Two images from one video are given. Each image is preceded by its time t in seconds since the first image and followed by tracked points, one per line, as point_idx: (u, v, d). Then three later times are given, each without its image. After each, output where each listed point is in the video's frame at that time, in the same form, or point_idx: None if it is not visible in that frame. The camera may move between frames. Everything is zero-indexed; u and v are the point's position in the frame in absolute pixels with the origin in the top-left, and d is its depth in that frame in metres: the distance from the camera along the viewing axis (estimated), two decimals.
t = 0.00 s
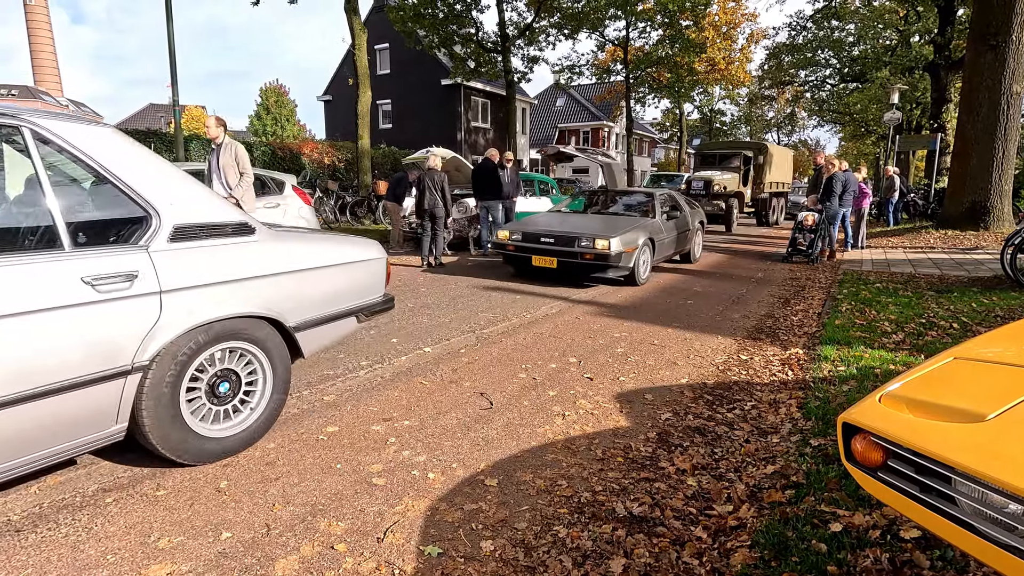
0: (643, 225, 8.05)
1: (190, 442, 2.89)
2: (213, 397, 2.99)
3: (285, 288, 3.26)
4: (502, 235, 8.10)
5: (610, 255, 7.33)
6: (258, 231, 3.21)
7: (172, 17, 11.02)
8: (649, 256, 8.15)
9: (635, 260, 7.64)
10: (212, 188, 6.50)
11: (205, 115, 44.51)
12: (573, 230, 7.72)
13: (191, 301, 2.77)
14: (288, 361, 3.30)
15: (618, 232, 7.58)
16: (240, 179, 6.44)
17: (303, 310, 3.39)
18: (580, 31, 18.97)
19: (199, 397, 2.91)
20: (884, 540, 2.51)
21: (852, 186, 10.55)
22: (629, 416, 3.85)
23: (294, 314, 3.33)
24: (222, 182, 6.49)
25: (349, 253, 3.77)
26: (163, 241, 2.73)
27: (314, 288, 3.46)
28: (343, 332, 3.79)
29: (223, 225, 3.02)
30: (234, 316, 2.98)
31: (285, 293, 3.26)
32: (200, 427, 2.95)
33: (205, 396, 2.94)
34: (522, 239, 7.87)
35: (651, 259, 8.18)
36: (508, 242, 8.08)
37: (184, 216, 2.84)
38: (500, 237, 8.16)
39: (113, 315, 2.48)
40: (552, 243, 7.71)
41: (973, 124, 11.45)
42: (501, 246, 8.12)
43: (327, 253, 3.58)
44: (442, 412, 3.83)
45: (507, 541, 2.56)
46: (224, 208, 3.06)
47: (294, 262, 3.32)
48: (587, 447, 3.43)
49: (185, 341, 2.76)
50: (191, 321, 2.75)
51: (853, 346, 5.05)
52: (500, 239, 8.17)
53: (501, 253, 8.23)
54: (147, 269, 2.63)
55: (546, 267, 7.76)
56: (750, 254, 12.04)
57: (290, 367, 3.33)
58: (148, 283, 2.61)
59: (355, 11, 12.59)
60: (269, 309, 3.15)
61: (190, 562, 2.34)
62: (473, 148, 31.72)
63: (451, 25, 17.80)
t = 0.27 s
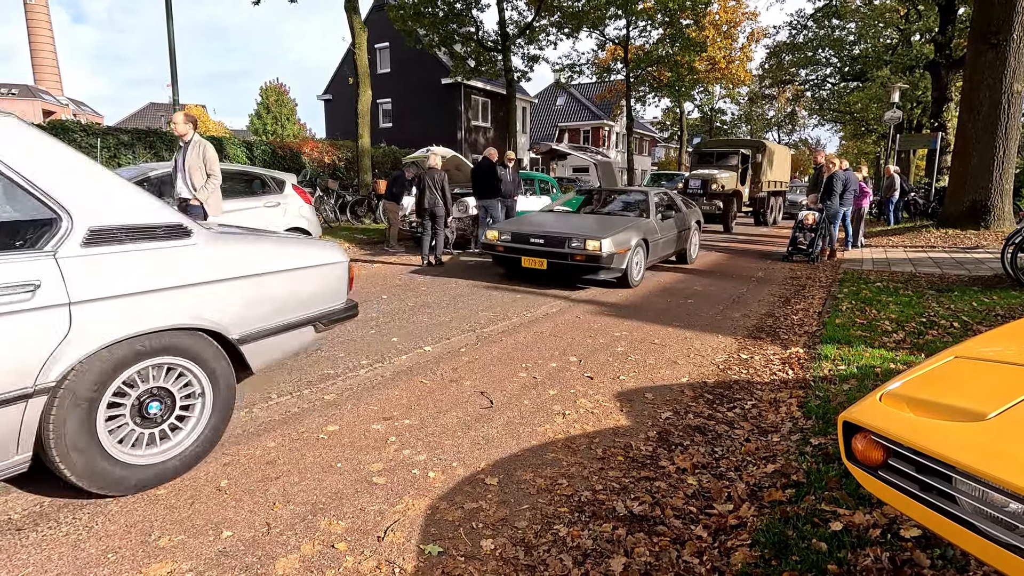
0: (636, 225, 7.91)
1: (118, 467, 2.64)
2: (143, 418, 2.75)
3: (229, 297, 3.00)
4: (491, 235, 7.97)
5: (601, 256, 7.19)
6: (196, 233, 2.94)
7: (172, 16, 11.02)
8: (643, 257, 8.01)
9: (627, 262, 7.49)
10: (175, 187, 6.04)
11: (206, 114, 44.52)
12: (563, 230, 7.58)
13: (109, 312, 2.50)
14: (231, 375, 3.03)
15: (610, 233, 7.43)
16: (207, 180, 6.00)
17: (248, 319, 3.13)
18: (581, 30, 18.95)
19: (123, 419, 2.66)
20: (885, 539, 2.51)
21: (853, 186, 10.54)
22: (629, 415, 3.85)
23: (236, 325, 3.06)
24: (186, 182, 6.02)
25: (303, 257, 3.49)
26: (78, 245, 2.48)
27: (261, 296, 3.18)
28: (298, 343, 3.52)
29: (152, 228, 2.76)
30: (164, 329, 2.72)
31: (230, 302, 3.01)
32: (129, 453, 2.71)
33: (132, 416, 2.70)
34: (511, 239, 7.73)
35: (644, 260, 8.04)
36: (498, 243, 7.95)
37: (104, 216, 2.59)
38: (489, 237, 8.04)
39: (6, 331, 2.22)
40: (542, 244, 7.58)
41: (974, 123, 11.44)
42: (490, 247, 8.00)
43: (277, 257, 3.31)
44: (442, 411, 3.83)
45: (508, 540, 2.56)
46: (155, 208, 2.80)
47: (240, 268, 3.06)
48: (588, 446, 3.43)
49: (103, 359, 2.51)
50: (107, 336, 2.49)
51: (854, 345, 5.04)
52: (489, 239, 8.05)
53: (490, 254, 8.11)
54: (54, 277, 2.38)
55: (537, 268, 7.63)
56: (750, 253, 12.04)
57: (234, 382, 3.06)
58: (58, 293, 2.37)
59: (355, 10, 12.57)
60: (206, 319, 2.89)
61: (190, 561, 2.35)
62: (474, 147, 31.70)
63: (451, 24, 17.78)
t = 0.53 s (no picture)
0: (630, 226, 7.77)
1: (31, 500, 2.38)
2: (62, 445, 2.48)
3: (166, 307, 2.78)
4: (481, 235, 7.85)
5: (593, 257, 7.05)
6: (124, 237, 2.71)
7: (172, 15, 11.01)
8: (637, 258, 7.88)
9: (620, 263, 7.36)
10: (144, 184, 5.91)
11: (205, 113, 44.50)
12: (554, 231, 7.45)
13: (12, 331, 2.25)
14: (166, 393, 2.79)
15: (602, 233, 7.29)
16: (175, 174, 5.87)
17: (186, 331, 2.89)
18: (580, 29, 18.94)
19: (34, 448, 2.39)
20: (885, 538, 2.51)
21: (853, 186, 10.53)
22: (629, 414, 3.85)
23: (173, 339, 2.84)
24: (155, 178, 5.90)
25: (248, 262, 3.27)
26: None
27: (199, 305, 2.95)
28: (248, 356, 3.29)
29: (69, 231, 2.54)
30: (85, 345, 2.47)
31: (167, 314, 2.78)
32: (45, 484, 2.45)
33: (46, 445, 2.43)
34: (500, 240, 7.62)
35: (639, 261, 7.90)
36: (488, 243, 7.84)
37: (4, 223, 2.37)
38: (479, 237, 7.93)
39: None
40: (532, 244, 7.45)
41: (974, 122, 11.44)
42: (481, 247, 7.89)
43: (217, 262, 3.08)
44: (442, 410, 3.83)
45: (508, 539, 2.56)
46: (72, 212, 2.58)
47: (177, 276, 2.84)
48: (588, 445, 3.43)
49: (3, 382, 2.24)
50: (6, 355, 2.23)
51: (854, 344, 5.05)
52: (479, 240, 7.94)
53: (481, 255, 8.00)
54: None
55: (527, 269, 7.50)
56: (750, 252, 12.04)
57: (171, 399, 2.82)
58: None
59: (354, 9, 12.55)
60: (138, 331, 2.64)
61: (190, 561, 2.34)
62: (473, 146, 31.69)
63: (450, 23, 17.75)
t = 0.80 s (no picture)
0: (622, 227, 7.60)
1: None
2: None
3: (66, 325, 2.53)
4: (468, 236, 7.64)
5: (582, 258, 6.88)
6: (10, 243, 2.45)
7: (171, 14, 10.99)
8: (628, 260, 7.68)
9: (611, 265, 7.19)
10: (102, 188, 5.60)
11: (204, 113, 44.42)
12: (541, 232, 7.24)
13: None
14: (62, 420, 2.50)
15: (593, 234, 7.12)
16: (131, 178, 5.52)
17: (84, 352, 2.60)
18: (580, 28, 18.93)
19: None
20: (884, 537, 2.51)
21: (852, 185, 10.53)
22: (628, 413, 3.86)
23: (74, 361, 2.58)
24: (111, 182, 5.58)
25: (168, 271, 2.97)
26: None
27: (103, 322, 2.66)
28: (168, 377, 3.04)
29: None
30: None
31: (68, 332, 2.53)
32: None
33: None
34: (487, 241, 7.40)
35: (630, 263, 7.70)
36: (474, 244, 7.63)
37: None
38: (466, 238, 7.74)
39: None
40: (519, 246, 7.24)
41: (973, 121, 11.44)
42: (468, 249, 7.69)
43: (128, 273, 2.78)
44: (442, 409, 3.83)
45: (507, 538, 2.56)
46: None
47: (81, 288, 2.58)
48: (587, 444, 3.43)
49: None
50: None
51: (853, 343, 5.06)
52: (466, 241, 7.74)
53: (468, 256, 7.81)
54: None
55: (514, 271, 7.29)
56: (750, 252, 12.04)
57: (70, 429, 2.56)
58: None
59: (353, 8, 12.54)
60: (20, 354, 2.37)
61: (189, 560, 2.34)
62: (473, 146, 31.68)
63: (450, 22, 17.74)
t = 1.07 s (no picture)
0: (614, 227, 7.38)
1: None
2: None
3: None
4: (455, 238, 7.45)
5: (572, 260, 6.66)
6: None
7: (170, 14, 10.98)
8: (621, 261, 7.46)
9: (602, 266, 6.97)
10: (51, 182, 5.41)
11: (204, 113, 44.41)
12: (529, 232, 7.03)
13: None
14: None
15: (583, 235, 6.89)
16: (88, 170, 5.43)
17: None
18: (580, 27, 18.92)
19: None
20: (884, 537, 2.51)
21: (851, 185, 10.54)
22: (628, 412, 3.86)
23: None
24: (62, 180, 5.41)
25: (70, 284, 2.73)
26: None
27: None
28: (65, 404, 2.78)
29: None
30: None
31: None
32: None
33: None
34: (474, 243, 7.21)
35: (623, 264, 7.48)
36: (461, 246, 7.43)
37: None
38: (453, 239, 7.53)
39: None
40: (507, 247, 7.03)
41: (973, 120, 11.43)
42: (455, 250, 7.48)
43: (18, 284, 2.52)
44: (442, 408, 3.83)
45: (507, 538, 2.56)
46: None
47: None
48: (587, 443, 3.43)
49: None
50: None
51: (852, 342, 5.06)
52: (453, 242, 7.52)
53: (456, 258, 7.60)
54: None
55: (502, 274, 7.09)
56: (749, 251, 12.03)
57: None
58: None
59: (353, 7, 12.54)
60: None
61: (189, 560, 2.34)
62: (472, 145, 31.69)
63: (450, 21, 17.73)
